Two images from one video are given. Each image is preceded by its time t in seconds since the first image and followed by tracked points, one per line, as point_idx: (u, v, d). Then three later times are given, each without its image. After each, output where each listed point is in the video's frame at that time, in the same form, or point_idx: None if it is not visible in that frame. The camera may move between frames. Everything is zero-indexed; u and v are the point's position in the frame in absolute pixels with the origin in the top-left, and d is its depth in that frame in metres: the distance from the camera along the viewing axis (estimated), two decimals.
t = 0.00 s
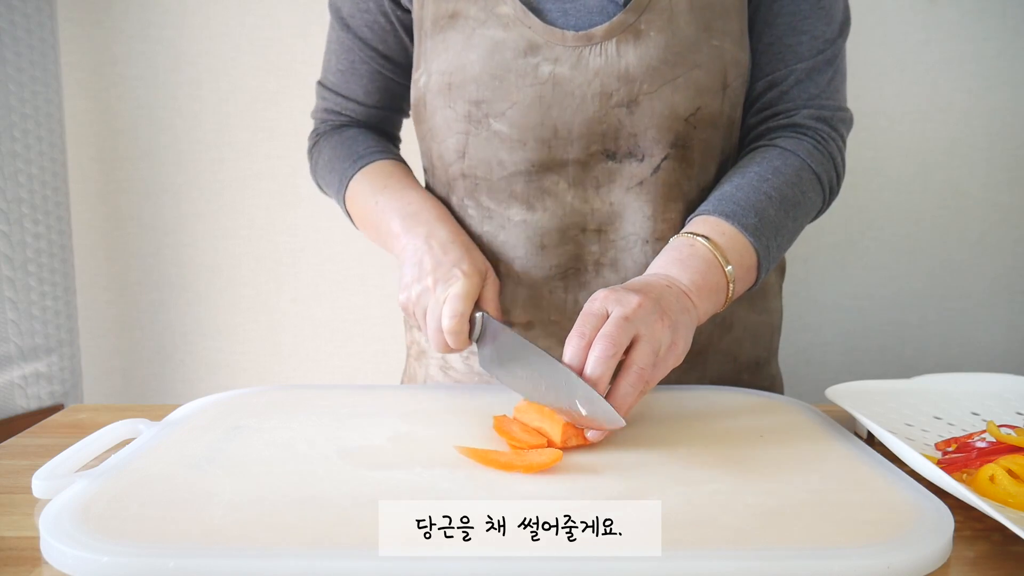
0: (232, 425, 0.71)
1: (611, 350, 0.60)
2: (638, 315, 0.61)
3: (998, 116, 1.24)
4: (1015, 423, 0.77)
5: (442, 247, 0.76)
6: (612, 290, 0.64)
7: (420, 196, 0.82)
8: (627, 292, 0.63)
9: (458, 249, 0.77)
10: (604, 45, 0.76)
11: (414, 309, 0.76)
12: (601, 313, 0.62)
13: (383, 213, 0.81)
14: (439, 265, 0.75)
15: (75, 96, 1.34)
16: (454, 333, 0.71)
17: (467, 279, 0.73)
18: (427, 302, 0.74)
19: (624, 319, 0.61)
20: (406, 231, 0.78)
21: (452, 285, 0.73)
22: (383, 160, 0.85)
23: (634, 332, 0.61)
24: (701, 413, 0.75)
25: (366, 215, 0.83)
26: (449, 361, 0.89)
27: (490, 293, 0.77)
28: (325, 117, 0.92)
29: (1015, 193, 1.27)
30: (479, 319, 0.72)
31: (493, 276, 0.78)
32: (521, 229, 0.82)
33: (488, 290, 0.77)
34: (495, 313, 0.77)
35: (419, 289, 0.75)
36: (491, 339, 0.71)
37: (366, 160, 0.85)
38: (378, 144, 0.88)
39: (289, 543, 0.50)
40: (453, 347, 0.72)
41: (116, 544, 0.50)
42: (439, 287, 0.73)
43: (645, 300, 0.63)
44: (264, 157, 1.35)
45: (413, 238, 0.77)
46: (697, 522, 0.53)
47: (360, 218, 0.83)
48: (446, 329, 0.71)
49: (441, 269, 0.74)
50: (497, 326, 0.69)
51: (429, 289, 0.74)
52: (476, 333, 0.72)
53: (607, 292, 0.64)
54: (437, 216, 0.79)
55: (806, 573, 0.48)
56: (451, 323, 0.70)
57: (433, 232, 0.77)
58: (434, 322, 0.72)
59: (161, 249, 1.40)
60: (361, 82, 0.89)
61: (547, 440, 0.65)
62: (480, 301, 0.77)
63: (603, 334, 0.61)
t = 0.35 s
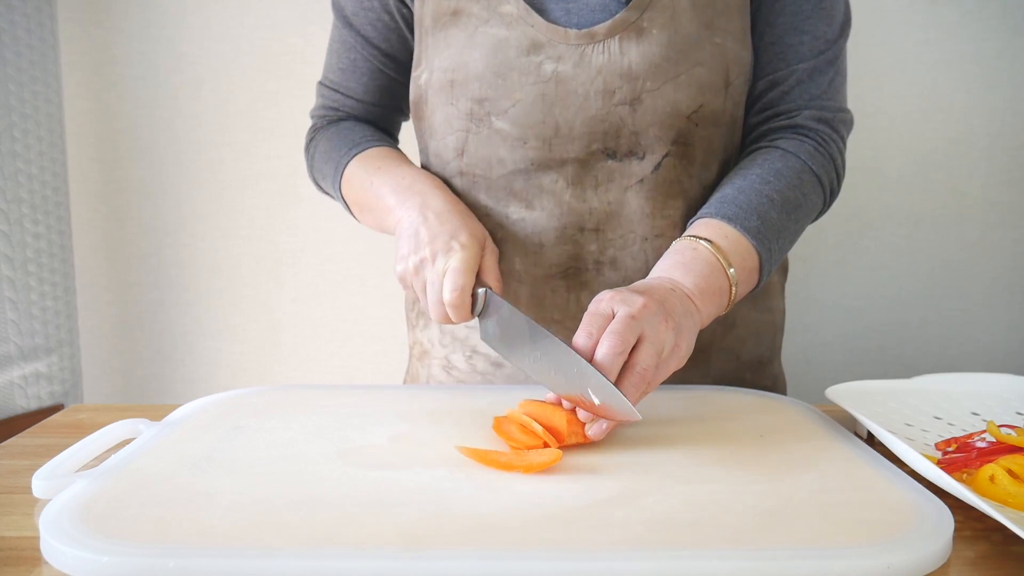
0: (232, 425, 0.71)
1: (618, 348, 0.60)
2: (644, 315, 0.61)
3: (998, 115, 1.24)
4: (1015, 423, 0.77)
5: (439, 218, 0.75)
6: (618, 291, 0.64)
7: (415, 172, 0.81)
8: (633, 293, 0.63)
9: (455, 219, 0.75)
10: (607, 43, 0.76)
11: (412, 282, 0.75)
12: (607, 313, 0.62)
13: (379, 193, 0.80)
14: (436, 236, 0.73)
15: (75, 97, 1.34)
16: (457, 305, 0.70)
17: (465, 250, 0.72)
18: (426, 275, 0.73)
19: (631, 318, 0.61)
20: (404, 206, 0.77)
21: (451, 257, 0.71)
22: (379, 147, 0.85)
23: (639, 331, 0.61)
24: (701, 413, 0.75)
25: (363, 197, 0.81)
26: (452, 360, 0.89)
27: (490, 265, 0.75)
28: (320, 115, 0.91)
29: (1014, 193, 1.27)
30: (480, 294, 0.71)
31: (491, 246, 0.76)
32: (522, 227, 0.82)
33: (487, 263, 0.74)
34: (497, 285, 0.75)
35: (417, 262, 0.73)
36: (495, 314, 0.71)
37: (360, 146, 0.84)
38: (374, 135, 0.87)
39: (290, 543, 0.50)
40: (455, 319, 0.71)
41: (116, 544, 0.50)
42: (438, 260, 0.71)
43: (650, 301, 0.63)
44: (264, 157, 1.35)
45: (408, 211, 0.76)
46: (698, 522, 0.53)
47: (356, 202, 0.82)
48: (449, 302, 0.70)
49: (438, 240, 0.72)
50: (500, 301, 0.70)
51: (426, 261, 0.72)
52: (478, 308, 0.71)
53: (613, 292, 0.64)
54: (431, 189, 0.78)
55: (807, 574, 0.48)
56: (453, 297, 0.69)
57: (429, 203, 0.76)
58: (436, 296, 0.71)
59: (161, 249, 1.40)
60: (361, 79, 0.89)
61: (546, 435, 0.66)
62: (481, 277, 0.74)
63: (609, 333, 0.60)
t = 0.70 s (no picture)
0: (232, 425, 0.71)
1: (616, 348, 0.60)
2: (642, 316, 0.62)
3: (999, 115, 1.24)
4: (1015, 423, 0.77)
5: (469, 289, 0.72)
6: (618, 291, 0.65)
7: (447, 230, 0.78)
8: (633, 294, 0.64)
9: (485, 290, 0.72)
10: (609, 42, 0.76)
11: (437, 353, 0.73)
12: (606, 313, 0.63)
13: (405, 247, 0.77)
14: (464, 308, 0.70)
15: (75, 97, 1.34)
16: (482, 380, 0.67)
17: (494, 326, 0.69)
18: (451, 349, 0.71)
19: (628, 318, 0.61)
20: (430, 269, 0.74)
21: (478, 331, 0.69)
22: (411, 189, 0.82)
23: (638, 332, 0.61)
24: (701, 413, 0.75)
25: (389, 247, 0.79)
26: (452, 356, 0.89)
27: (520, 336, 0.72)
28: (350, 132, 0.89)
29: (1015, 192, 1.27)
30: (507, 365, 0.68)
31: (523, 318, 0.72)
32: (523, 227, 0.82)
33: (518, 334, 0.71)
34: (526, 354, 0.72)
35: (441, 332, 0.71)
36: (523, 384, 0.69)
37: (388, 184, 0.82)
38: (404, 167, 0.85)
39: (289, 543, 0.50)
40: (481, 395, 0.69)
41: (116, 544, 0.50)
42: (464, 332, 0.69)
43: (650, 302, 0.63)
44: (264, 157, 1.35)
45: (436, 276, 0.74)
46: (697, 522, 0.53)
47: (382, 248, 0.80)
48: (474, 378, 0.67)
49: (465, 312, 0.70)
50: (534, 375, 0.67)
51: (452, 334, 0.70)
52: (506, 379, 0.70)
53: (613, 293, 0.65)
54: (461, 253, 0.75)
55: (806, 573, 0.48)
56: (479, 374, 0.67)
57: (458, 273, 0.73)
58: (460, 368, 0.69)
59: (161, 249, 1.40)
60: (389, 82, 0.89)
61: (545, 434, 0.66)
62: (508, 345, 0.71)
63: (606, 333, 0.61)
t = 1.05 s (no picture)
0: (232, 425, 0.71)
1: (621, 349, 0.60)
2: (649, 319, 0.62)
3: (999, 115, 1.24)
4: (1015, 423, 0.77)
5: (434, 225, 0.77)
6: (627, 294, 0.65)
7: (412, 173, 0.82)
8: (640, 296, 0.64)
9: (450, 227, 0.77)
10: (611, 44, 0.76)
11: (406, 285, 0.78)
12: (613, 315, 0.63)
13: (377, 192, 0.81)
14: (431, 243, 0.75)
15: (75, 97, 1.34)
16: (447, 310, 0.73)
17: (457, 258, 0.74)
18: (419, 280, 0.76)
19: (634, 320, 0.61)
20: (399, 210, 0.79)
21: (443, 264, 0.74)
22: (379, 143, 0.86)
23: (643, 334, 0.61)
24: (702, 413, 0.75)
25: (361, 195, 0.83)
26: (453, 356, 0.89)
27: (481, 270, 0.77)
28: (322, 106, 0.93)
29: (1015, 193, 1.27)
30: (468, 299, 0.74)
31: (484, 252, 0.78)
32: (523, 227, 0.82)
33: (479, 268, 0.77)
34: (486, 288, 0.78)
35: (411, 266, 0.76)
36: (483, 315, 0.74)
37: (359, 143, 0.86)
38: (372, 130, 0.89)
39: (290, 543, 0.50)
40: (444, 322, 0.74)
41: (116, 544, 0.50)
42: (431, 265, 0.74)
43: (657, 305, 0.63)
44: (264, 157, 1.35)
45: (403, 216, 0.78)
46: (697, 521, 0.53)
47: (354, 197, 0.84)
48: (440, 307, 0.73)
49: (432, 247, 0.75)
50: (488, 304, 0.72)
51: (420, 267, 0.75)
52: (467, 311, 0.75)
53: (621, 295, 0.65)
54: (426, 191, 0.80)
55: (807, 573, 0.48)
56: (444, 303, 0.73)
57: (425, 209, 0.78)
58: (426, 299, 0.75)
59: (160, 249, 1.40)
60: (360, 76, 0.89)
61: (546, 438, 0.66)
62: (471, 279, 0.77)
63: (612, 333, 0.61)
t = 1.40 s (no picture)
0: (232, 425, 0.71)
1: (633, 350, 0.61)
2: (662, 323, 0.62)
3: (999, 115, 1.24)
4: (1015, 423, 0.77)
5: (434, 262, 0.72)
6: (639, 299, 0.65)
7: (414, 202, 0.78)
8: (651, 302, 0.64)
9: (450, 260, 0.72)
10: (603, 45, 0.76)
11: (422, 329, 0.74)
12: (624, 319, 0.64)
13: (380, 224, 0.79)
14: (433, 284, 0.71)
15: (75, 97, 1.34)
16: (462, 355, 0.67)
17: (463, 297, 0.69)
18: (432, 325, 0.72)
19: (647, 323, 0.62)
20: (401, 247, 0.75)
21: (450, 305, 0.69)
22: (384, 168, 0.83)
23: (656, 337, 0.62)
24: (701, 413, 0.75)
25: (366, 224, 0.81)
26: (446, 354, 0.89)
27: (493, 299, 0.71)
28: (336, 125, 0.91)
29: (1014, 192, 1.27)
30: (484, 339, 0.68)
31: (493, 280, 0.72)
32: (516, 226, 0.82)
33: (492, 299, 0.71)
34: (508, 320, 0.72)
35: (420, 309, 0.72)
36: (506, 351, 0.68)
37: (368, 168, 0.83)
38: (385, 153, 0.87)
39: (290, 543, 0.50)
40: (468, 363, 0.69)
41: (116, 544, 0.50)
42: (438, 309, 0.70)
43: (670, 312, 0.63)
44: (264, 157, 1.35)
45: (405, 254, 0.74)
46: (696, 521, 0.53)
47: (361, 228, 0.82)
48: (453, 354, 0.68)
49: (436, 290, 0.70)
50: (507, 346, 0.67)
51: (429, 311, 0.72)
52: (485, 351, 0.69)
53: (634, 300, 0.65)
54: (427, 222, 0.75)
55: (807, 573, 0.48)
56: (456, 350, 0.67)
57: (423, 244, 0.73)
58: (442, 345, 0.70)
59: (160, 249, 1.40)
60: (378, 82, 0.89)
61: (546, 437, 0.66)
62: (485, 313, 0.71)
63: (623, 337, 0.62)
